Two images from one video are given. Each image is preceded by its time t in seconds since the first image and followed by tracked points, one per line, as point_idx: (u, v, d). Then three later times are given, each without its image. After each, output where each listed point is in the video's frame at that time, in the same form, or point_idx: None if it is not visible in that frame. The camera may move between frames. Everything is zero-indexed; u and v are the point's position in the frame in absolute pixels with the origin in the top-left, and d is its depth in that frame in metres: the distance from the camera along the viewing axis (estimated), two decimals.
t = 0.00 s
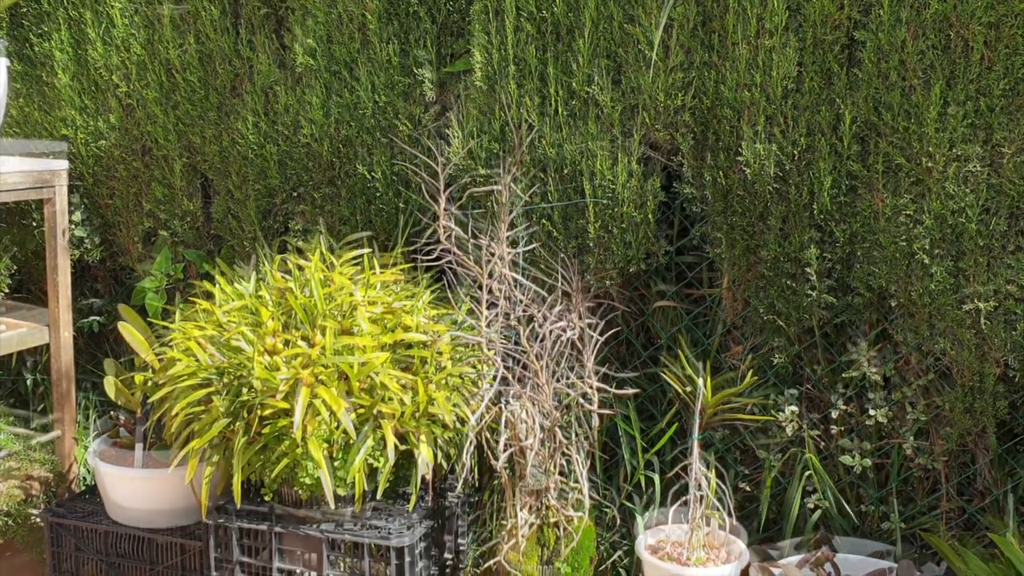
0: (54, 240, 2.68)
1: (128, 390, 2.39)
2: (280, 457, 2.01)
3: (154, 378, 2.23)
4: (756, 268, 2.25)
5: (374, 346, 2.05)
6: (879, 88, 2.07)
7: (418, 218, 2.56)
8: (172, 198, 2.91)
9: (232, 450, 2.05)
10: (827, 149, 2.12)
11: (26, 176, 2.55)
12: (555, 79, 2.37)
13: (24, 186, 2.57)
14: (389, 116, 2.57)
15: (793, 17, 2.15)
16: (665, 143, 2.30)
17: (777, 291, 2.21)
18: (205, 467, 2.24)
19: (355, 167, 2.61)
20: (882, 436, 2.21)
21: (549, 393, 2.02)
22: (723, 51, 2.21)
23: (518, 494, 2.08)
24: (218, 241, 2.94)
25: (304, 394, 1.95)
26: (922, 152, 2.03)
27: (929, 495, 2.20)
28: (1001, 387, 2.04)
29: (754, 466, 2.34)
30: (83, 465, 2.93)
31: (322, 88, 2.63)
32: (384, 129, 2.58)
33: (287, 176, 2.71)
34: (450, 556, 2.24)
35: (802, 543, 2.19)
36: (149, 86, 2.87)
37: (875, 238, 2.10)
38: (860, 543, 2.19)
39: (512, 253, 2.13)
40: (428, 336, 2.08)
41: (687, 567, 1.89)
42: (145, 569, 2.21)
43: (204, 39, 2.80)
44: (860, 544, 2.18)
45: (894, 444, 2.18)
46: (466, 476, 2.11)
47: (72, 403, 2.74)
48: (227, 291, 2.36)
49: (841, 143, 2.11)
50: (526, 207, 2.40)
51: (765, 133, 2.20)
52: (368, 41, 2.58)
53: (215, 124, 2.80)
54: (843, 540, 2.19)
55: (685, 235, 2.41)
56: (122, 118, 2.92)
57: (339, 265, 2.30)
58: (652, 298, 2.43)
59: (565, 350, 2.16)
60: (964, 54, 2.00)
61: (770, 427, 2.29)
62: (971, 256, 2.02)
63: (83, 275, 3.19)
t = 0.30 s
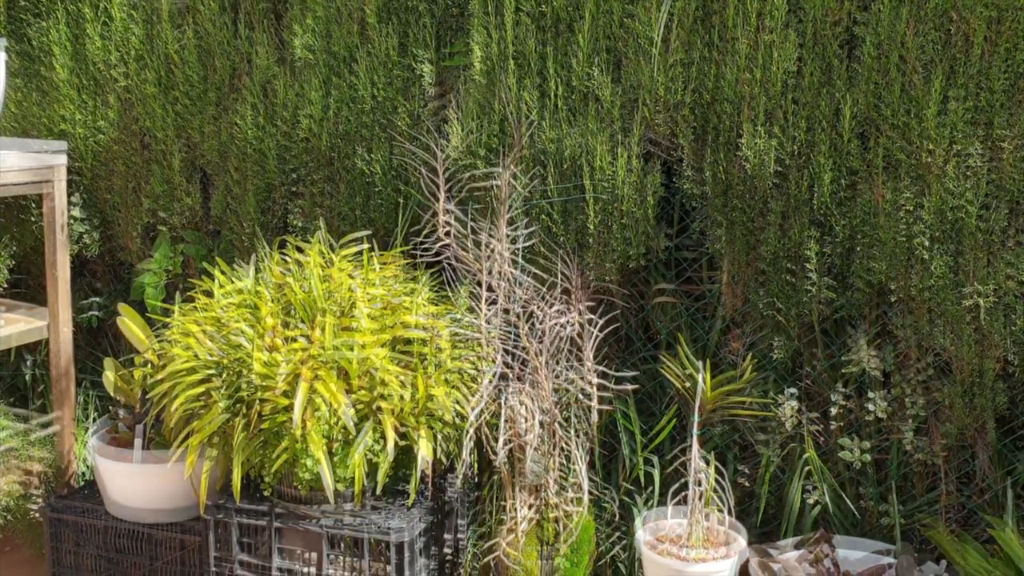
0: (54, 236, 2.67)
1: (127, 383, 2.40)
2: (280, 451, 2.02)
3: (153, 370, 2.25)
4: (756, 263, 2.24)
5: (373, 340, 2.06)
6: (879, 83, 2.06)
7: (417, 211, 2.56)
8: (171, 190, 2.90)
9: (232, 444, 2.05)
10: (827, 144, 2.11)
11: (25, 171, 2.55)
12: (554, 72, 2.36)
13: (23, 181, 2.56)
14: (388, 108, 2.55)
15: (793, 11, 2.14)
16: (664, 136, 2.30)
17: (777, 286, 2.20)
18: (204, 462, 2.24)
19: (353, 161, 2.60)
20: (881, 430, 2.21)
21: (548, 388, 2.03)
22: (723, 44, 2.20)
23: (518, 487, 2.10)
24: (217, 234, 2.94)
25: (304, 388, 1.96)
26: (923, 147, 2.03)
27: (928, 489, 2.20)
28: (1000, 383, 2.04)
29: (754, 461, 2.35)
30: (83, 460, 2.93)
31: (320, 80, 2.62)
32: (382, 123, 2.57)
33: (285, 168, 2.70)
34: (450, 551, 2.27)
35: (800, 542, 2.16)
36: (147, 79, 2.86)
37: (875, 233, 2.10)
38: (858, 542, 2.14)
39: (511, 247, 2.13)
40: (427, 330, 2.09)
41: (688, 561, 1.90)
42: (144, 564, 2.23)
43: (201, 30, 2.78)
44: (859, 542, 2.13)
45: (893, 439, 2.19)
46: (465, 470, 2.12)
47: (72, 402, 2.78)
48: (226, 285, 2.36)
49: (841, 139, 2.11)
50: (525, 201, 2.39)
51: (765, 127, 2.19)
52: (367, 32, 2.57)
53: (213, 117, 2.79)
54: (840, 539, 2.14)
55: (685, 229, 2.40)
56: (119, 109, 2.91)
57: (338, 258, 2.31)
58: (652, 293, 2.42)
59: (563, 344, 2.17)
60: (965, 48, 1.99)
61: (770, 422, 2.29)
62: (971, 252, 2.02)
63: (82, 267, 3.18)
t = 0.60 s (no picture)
0: (52, 226, 2.67)
1: (128, 373, 2.40)
2: (280, 440, 2.02)
3: (154, 360, 2.26)
4: (756, 252, 2.24)
5: (373, 330, 2.07)
6: (880, 71, 2.07)
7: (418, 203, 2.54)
8: (171, 180, 2.89)
9: (232, 434, 2.05)
10: (827, 132, 2.11)
11: (25, 161, 2.55)
12: (555, 62, 2.36)
13: (23, 169, 2.56)
14: (389, 98, 2.55)
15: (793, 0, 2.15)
16: (665, 125, 2.30)
17: (777, 275, 2.20)
18: (204, 452, 2.24)
19: (353, 150, 2.60)
20: (881, 420, 2.21)
21: (549, 377, 2.03)
22: (724, 33, 2.21)
23: (517, 477, 2.10)
24: (218, 225, 2.93)
25: (304, 377, 1.96)
26: (923, 135, 2.03)
27: (927, 479, 2.20)
28: (1000, 371, 2.04)
29: (753, 450, 2.35)
30: (83, 449, 2.93)
31: (321, 69, 2.62)
32: (382, 112, 2.56)
33: (285, 158, 2.69)
34: (450, 541, 2.27)
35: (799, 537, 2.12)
36: (148, 68, 2.86)
37: (875, 222, 2.10)
38: (860, 542, 2.12)
39: (511, 236, 2.13)
40: (428, 319, 2.09)
41: (687, 548, 1.90)
42: (144, 554, 2.23)
43: (202, 20, 2.78)
44: (860, 540, 2.11)
45: (892, 429, 2.19)
46: (465, 460, 2.11)
47: (72, 400, 2.78)
48: (226, 275, 2.37)
49: (841, 127, 2.11)
50: (526, 190, 2.39)
51: (766, 116, 2.19)
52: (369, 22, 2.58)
53: (213, 107, 2.80)
54: (841, 539, 2.13)
55: (685, 219, 2.40)
56: (120, 99, 2.91)
57: (338, 249, 2.32)
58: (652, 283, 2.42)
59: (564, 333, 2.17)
60: (966, 37, 2.00)
61: (769, 412, 2.29)
62: (971, 240, 2.01)
63: (82, 258, 3.18)
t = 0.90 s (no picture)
0: (51, 221, 2.66)
1: (128, 371, 2.40)
2: (280, 438, 2.01)
3: (155, 358, 2.26)
4: (756, 250, 2.24)
5: (373, 328, 2.08)
6: (880, 69, 2.06)
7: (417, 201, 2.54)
8: (171, 178, 2.89)
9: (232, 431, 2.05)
10: (827, 130, 2.11)
11: (25, 157, 2.54)
12: (555, 60, 2.36)
13: (23, 166, 2.55)
14: (389, 96, 2.55)
15: None
16: (665, 123, 2.30)
17: (777, 273, 2.20)
18: (205, 449, 2.24)
19: (353, 148, 2.60)
20: (881, 418, 2.22)
21: (549, 375, 2.02)
22: (723, 31, 2.21)
23: (517, 475, 2.10)
24: (218, 223, 2.93)
25: (304, 375, 1.96)
26: (923, 134, 2.03)
27: (927, 477, 2.20)
28: (999, 370, 2.04)
29: (753, 448, 2.35)
30: (83, 446, 2.92)
31: (321, 68, 2.62)
32: (382, 110, 2.56)
33: (285, 156, 2.69)
34: (450, 537, 2.27)
35: (798, 536, 2.12)
36: (147, 66, 2.86)
37: (875, 220, 2.09)
38: (861, 539, 2.12)
39: (511, 234, 2.13)
40: (428, 317, 2.09)
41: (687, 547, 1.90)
42: (145, 548, 2.22)
43: (202, 18, 2.78)
44: (860, 539, 2.11)
45: (892, 426, 2.19)
46: (466, 458, 2.11)
47: (72, 400, 2.78)
48: (227, 273, 2.38)
49: (841, 125, 2.10)
50: (525, 188, 2.39)
51: (766, 114, 2.19)
52: (369, 20, 2.58)
53: (213, 105, 2.80)
54: (841, 536, 2.13)
55: (685, 216, 2.40)
56: (120, 97, 2.91)
57: (338, 248, 2.32)
58: (652, 281, 2.42)
59: (564, 331, 2.17)
60: (966, 35, 2.00)
61: (769, 410, 2.29)
62: (971, 239, 2.01)
63: (83, 256, 3.18)
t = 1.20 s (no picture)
0: (51, 220, 2.66)
1: (128, 370, 2.40)
2: (280, 437, 2.01)
3: (155, 357, 2.26)
4: (756, 249, 2.24)
5: (373, 327, 2.08)
6: (880, 68, 2.06)
7: (417, 199, 2.54)
8: (170, 177, 2.89)
9: (232, 430, 2.05)
10: (827, 129, 2.11)
11: (25, 156, 2.53)
12: (555, 59, 2.36)
13: (23, 165, 2.54)
14: (388, 95, 2.55)
15: None
16: (665, 122, 2.30)
17: (776, 272, 2.21)
18: (205, 447, 2.24)
19: (353, 147, 2.60)
20: (880, 417, 2.21)
21: (548, 374, 2.02)
22: (723, 30, 2.21)
23: (517, 474, 2.10)
24: (217, 221, 2.93)
25: (304, 374, 1.96)
26: (923, 133, 2.03)
27: (926, 476, 2.20)
28: (999, 368, 2.04)
29: (753, 447, 2.35)
30: (83, 445, 2.92)
31: (321, 67, 2.62)
32: (382, 108, 2.56)
33: (286, 155, 2.70)
34: (450, 536, 2.27)
35: (797, 535, 2.12)
36: (147, 65, 2.86)
37: (875, 219, 2.09)
38: (861, 538, 2.12)
39: (511, 233, 2.13)
40: (428, 316, 2.09)
41: (687, 545, 1.90)
42: (144, 548, 2.23)
43: (202, 17, 2.77)
44: (859, 538, 2.11)
45: (892, 425, 2.19)
46: (466, 457, 2.11)
47: (73, 399, 2.76)
48: (226, 272, 2.38)
49: (841, 124, 2.10)
50: (525, 187, 2.39)
51: (765, 113, 2.19)
52: (368, 19, 2.57)
53: (213, 104, 2.79)
54: (840, 535, 2.13)
55: (685, 215, 2.40)
56: (120, 96, 2.91)
57: (338, 246, 2.32)
58: (652, 280, 2.42)
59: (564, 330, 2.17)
60: (966, 34, 1.99)
61: (769, 408, 2.29)
62: (971, 238, 2.01)
63: (83, 255, 3.19)
